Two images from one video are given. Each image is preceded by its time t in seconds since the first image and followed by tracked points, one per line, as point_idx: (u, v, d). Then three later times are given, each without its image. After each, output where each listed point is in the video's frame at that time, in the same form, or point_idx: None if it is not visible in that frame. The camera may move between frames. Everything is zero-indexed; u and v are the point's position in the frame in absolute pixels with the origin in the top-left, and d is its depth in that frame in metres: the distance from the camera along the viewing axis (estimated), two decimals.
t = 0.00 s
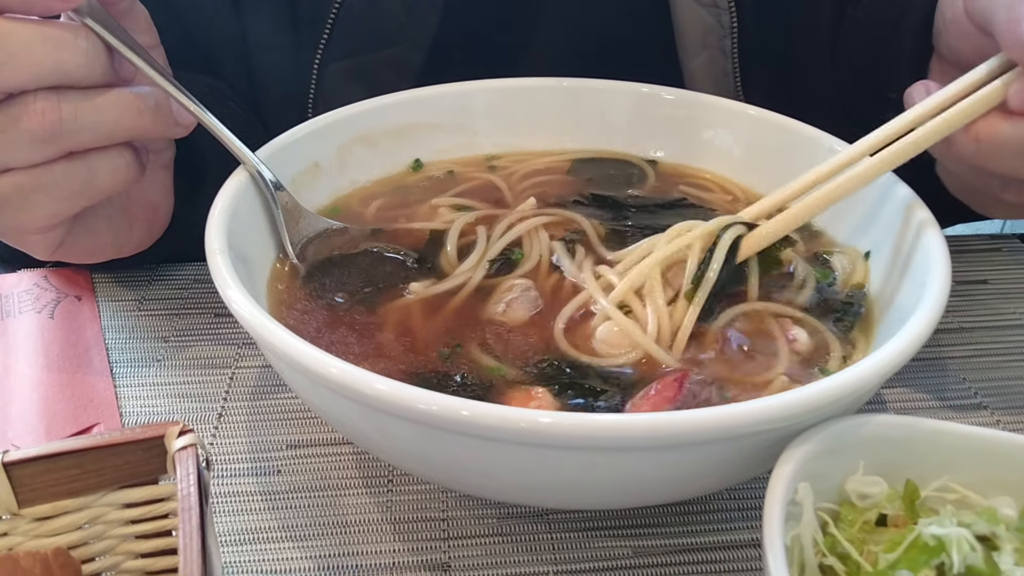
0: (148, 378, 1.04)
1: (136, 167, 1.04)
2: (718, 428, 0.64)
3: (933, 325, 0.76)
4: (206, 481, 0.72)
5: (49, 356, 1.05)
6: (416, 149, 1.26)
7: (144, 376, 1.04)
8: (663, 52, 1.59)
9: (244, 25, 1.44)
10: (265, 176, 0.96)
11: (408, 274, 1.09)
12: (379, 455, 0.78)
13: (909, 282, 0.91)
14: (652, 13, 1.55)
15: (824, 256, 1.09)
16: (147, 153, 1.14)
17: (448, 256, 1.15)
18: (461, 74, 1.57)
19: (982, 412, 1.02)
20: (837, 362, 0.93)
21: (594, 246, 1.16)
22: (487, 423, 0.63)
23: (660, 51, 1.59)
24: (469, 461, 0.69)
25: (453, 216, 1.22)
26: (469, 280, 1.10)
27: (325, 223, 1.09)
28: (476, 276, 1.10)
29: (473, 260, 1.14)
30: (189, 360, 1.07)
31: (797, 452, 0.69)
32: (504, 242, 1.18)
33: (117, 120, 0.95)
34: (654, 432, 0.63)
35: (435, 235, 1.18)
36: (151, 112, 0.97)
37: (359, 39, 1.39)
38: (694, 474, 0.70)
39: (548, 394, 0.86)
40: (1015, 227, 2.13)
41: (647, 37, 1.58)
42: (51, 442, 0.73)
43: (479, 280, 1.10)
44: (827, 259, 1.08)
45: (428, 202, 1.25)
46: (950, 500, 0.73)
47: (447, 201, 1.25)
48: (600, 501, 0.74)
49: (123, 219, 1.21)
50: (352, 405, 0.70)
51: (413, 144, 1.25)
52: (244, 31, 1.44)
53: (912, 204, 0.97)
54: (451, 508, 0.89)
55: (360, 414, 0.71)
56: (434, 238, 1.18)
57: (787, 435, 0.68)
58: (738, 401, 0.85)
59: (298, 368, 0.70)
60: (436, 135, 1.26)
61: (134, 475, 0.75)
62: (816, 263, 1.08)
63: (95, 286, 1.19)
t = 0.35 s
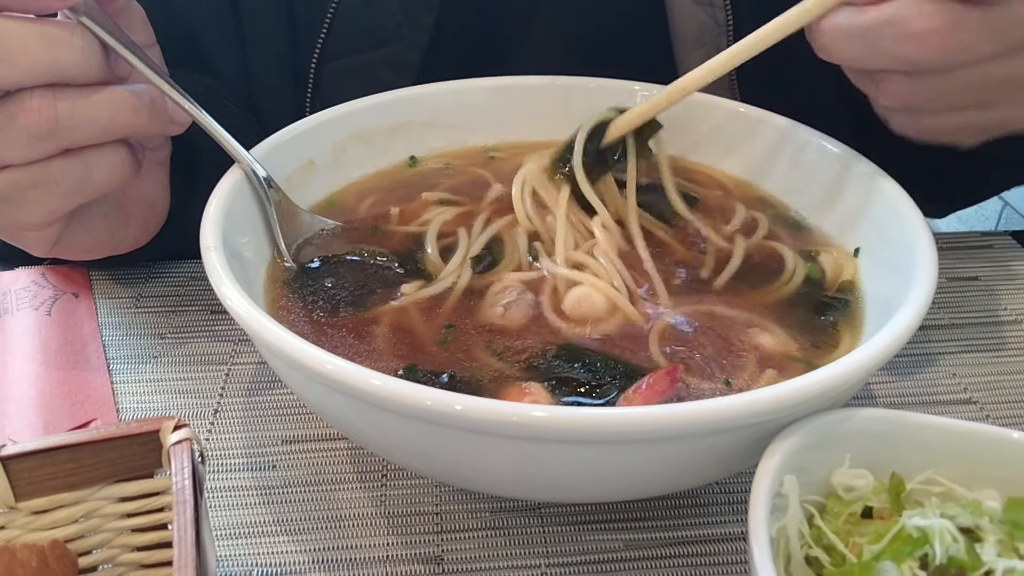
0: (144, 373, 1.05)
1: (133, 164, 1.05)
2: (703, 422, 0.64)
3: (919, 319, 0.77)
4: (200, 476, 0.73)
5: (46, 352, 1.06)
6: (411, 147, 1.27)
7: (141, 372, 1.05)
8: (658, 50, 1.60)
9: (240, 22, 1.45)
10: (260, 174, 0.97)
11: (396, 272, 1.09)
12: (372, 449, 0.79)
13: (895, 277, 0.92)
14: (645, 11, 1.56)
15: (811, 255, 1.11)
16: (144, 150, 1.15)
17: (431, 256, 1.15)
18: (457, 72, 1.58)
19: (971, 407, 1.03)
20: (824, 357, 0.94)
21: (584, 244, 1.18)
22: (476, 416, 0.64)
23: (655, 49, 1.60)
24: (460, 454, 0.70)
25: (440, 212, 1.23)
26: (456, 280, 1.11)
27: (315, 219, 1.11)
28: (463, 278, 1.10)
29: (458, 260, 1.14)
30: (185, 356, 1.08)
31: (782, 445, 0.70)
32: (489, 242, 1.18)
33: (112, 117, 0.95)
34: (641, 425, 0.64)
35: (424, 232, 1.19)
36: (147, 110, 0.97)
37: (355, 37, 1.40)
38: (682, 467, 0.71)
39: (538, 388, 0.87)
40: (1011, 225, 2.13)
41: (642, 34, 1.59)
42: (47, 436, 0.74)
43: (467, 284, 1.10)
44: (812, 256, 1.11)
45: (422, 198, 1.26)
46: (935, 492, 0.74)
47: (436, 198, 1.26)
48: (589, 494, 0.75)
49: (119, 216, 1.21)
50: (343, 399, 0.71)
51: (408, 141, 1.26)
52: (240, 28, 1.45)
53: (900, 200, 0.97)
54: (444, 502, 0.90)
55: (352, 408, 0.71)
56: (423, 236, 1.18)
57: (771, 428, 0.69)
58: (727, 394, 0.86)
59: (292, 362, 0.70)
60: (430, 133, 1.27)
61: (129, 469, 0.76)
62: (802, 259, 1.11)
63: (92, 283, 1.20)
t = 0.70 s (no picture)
0: (147, 375, 1.06)
1: (135, 167, 1.06)
2: (702, 423, 0.65)
3: (915, 320, 0.78)
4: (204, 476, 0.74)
5: (48, 354, 1.07)
6: (411, 149, 1.28)
7: (143, 374, 1.06)
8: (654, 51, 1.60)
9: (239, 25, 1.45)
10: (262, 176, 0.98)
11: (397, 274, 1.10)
12: (374, 450, 0.80)
13: (891, 279, 0.93)
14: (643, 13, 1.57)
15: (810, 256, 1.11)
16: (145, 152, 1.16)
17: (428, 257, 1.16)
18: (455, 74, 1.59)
19: (967, 407, 1.04)
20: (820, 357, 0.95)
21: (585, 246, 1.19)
22: (478, 418, 0.65)
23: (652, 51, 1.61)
24: (461, 454, 0.71)
25: (439, 215, 1.24)
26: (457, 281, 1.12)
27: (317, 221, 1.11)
28: (464, 276, 1.12)
29: (459, 260, 1.16)
30: (187, 358, 1.09)
31: (778, 445, 0.71)
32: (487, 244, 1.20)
33: (116, 120, 0.97)
34: (641, 426, 0.64)
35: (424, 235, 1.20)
36: (149, 113, 0.99)
37: (354, 39, 1.41)
38: (681, 468, 0.72)
39: (537, 388, 0.88)
40: (1007, 224, 2.14)
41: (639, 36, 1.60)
42: (52, 438, 0.75)
43: (468, 281, 1.12)
44: (811, 257, 1.11)
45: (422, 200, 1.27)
46: (930, 492, 0.75)
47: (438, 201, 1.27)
48: (588, 494, 0.76)
49: (122, 218, 1.22)
50: (346, 400, 0.71)
51: (408, 143, 1.27)
52: (240, 30, 1.46)
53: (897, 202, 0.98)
54: (445, 502, 0.91)
55: (354, 409, 0.72)
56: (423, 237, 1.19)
57: (769, 428, 0.70)
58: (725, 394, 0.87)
59: (295, 364, 0.71)
60: (430, 135, 1.28)
61: (133, 470, 0.77)
62: (802, 262, 1.11)
63: (94, 285, 1.21)
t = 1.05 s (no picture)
0: (145, 375, 1.06)
1: (133, 168, 1.06)
2: (697, 423, 0.66)
3: (908, 321, 0.79)
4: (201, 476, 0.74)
5: (46, 355, 1.07)
6: (408, 151, 1.29)
7: (141, 375, 1.06)
8: (646, 53, 1.61)
9: (236, 26, 1.46)
10: (260, 177, 0.99)
11: (392, 274, 1.11)
12: (370, 450, 0.80)
13: (885, 280, 0.93)
14: (635, 14, 1.58)
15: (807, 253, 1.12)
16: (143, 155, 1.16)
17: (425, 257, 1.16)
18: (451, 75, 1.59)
19: (961, 407, 1.05)
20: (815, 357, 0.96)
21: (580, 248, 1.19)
22: (474, 418, 0.65)
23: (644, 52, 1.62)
24: (456, 454, 0.72)
25: (435, 216, 1.25)
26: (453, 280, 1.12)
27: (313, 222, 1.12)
28: (473, 277, 1.12)
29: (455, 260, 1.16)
30: (185, 358, 1.09)
31: (772, 445, 0.71)
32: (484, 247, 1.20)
33: (115, 123, 0.97)
34: (635, 426, 0.65)
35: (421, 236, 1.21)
36: (148, 114, 1.00)
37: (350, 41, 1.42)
38: (674, 468, 0.72)
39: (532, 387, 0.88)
40: (1001, 225, 2.15)
41: (633, 38, 1.60)
42: (50, 438, 0.75)
43: (464, 281, 1.12)
44: (811, 253, 1.12)
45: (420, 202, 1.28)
46: (923, 491, 0.76)
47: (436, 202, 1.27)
48: (583, 494, 0.76)
49: (121, 219, 1.22)
50: (342, 400, 0.72)
51: (404, 145, 1.27)
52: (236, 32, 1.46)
53: (891, 203, 0.99)
54: (441, 502, 0.91)
55: (351, 409, 0.73)
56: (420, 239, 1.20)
57: (762, 428, 0.70)
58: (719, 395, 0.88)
59: (291, 364, 0.72)
60: (427, 137, 1.28)
61: (131, 470, 0.77)
62: (801, 259, 1.11)
63: (92, 286, 1.21)
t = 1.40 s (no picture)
0: (138, 376, 1.06)
1: (129, 169, 1.06)
2: (691, 425, 0.66)
3: (901, 323, 0.79)
4: (196, 477, 0.74)
5: (40, 356, 1.07)
6: (403, 151, 1.29)
7: (135, 376, 1.06)
8: (639, 53, 1.62)
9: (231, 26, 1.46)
10: (256, 179, 0.98)
11: (386, 275, 1.11)
12: (364, 451, 0.80)
13: (878, 283, 0.93)
14: (628, 14, 1.58)
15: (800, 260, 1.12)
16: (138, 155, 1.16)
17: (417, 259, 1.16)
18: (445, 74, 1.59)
19: (954, 410, 1.05)
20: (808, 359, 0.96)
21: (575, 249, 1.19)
22: (469, 419, 0.65)
23: (637, 52, 1.62)
24: (451, 455, 0.72)
25: (426, 214, 1.25)
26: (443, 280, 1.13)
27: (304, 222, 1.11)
28: (444, 274, 1.13)
29: (445, 261, 1.16)
30: (179, 359, 1.09)
31: (766, 447, 0.71)
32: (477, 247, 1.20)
33: (111, 123, 0.97)
34: (629, 428, 0.65)
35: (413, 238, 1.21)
36: (144, 115, 1.00)
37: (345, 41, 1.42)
38: (669, 469, 0.73)
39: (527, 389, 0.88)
40: (994, 228, 2.15)
41: (626, 38, 1.61)
42: (43, 439, 0.75)
43: (455, 282, 1.13)
44: (802, 262, 1.11)
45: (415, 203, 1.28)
46: (916, 493, 0.76)
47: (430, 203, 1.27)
48: (577, 495, 0.76)
49: (116, 220, 1.22)
50: (336, 402, 0.72)
51: (399, 146, 1.28)
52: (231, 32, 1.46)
53: (884, 205, 0.99)
54: (435, 504, 0.91)
55: (345, 410, 0.72)
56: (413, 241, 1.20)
57: (756, 430, 0.70)
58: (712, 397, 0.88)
59: (285, 365, 0.72)
60: (422, 137, 1.28)
61: (125, 471, 0.77)
62: (793, 267, 1.11)
63: (85, 286, 1.21)
